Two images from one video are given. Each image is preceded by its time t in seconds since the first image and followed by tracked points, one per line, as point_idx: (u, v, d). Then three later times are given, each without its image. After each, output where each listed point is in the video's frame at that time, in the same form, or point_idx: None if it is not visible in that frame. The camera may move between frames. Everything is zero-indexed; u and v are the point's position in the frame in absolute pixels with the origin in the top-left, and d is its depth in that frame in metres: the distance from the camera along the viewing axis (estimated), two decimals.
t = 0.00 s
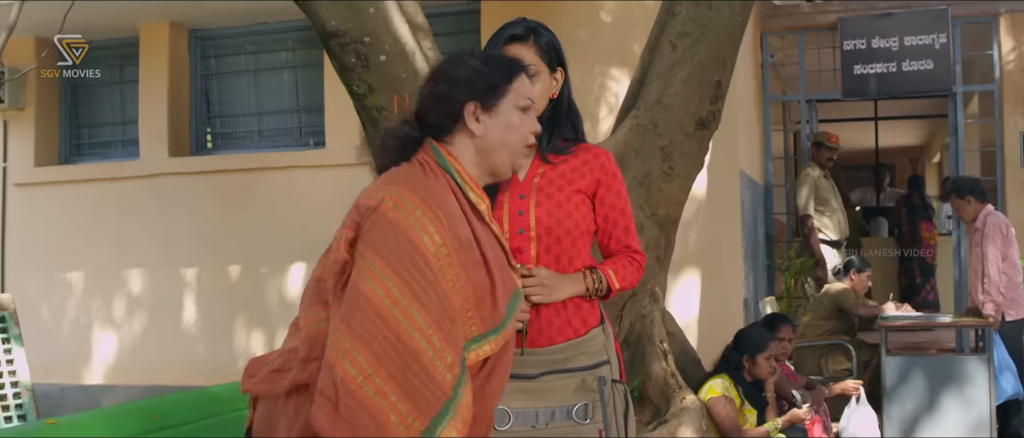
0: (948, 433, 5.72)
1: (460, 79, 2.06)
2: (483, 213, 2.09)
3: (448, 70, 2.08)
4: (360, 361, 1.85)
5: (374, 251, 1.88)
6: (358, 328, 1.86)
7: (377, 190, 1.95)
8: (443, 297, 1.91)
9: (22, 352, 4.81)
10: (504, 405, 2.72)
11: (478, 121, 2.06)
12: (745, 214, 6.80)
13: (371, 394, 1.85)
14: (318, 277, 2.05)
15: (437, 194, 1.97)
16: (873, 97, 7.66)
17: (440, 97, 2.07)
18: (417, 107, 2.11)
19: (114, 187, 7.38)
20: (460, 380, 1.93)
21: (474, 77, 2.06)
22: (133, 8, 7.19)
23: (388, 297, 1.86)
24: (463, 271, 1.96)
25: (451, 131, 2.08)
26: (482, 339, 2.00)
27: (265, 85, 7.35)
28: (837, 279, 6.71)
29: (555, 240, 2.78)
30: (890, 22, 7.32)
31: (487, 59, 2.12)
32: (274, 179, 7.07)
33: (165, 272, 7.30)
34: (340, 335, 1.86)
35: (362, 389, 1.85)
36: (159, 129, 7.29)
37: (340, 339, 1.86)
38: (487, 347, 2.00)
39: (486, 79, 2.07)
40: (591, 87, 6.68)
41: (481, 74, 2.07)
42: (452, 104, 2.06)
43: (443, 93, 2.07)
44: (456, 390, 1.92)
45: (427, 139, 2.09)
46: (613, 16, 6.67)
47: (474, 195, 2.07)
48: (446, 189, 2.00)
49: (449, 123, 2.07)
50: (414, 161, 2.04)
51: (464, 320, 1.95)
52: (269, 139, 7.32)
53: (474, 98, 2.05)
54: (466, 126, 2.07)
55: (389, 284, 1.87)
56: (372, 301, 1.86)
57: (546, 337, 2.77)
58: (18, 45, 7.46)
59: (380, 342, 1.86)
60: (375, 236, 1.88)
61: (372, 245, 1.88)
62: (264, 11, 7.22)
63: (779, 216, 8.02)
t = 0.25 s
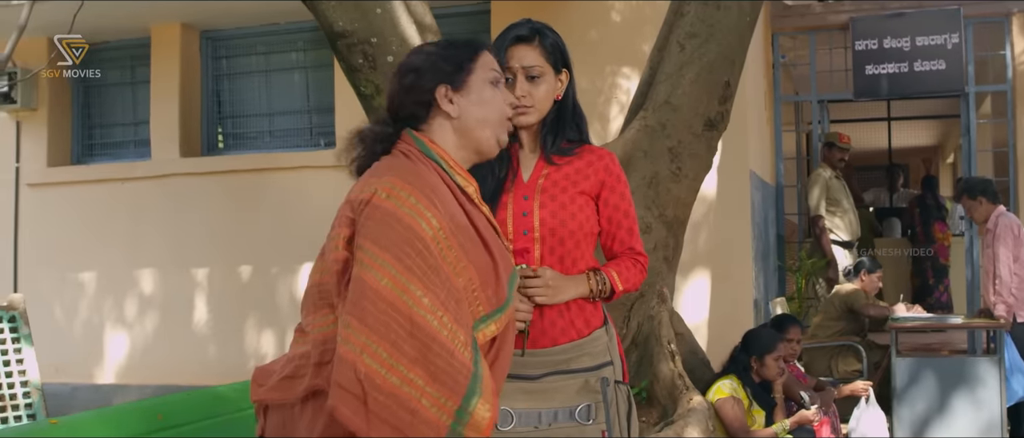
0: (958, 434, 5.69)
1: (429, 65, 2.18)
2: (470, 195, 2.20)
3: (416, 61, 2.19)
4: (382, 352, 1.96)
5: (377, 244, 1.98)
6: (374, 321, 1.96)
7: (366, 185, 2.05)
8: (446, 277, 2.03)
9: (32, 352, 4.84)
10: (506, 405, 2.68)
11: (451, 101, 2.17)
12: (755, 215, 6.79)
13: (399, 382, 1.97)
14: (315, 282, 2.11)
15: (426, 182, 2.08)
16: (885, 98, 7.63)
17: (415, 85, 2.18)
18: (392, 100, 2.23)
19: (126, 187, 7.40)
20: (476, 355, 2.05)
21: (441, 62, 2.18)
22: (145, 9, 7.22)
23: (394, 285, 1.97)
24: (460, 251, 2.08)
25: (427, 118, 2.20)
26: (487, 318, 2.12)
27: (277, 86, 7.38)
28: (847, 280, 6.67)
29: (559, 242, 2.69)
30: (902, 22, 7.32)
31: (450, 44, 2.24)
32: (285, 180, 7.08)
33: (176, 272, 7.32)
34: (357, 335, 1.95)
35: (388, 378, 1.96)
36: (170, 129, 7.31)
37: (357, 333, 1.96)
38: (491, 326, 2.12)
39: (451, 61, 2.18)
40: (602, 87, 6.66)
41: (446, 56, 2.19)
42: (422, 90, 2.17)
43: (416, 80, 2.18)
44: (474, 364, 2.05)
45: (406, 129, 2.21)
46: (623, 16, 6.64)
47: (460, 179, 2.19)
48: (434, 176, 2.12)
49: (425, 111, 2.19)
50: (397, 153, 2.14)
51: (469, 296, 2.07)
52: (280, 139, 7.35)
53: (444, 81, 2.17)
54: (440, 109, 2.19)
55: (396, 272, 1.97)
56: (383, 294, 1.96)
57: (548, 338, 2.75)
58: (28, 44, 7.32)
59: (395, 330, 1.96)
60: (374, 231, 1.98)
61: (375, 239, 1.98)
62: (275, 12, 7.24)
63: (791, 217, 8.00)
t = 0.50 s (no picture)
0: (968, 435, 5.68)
1: (396, 52, 2.03)
2: (448, 178, 2.06)
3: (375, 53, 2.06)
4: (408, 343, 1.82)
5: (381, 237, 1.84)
6: (393, 312, 1.82)
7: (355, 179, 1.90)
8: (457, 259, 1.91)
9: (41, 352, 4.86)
10: (509, 405, 2.60)
11: (418, 87, 2.02)
12: (766, 215, 6.80)
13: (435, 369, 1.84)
14: (313, 286, 1.95)
15: (411, 169, 1.95)
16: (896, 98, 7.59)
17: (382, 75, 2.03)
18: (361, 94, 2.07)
19: (138, 187, 7.44)
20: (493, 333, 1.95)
21: (409, 49, 2.04)
22: (155, 10, 7.23)
23: (409, 275, 1.83)
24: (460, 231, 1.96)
25: (394, 108, 2.05)
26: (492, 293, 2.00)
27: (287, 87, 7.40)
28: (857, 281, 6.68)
29: (561, 244, 2.63)
30: (913, 21, 7.30)
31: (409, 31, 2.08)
32: (295, 181, 7.09)
33: (187, 272, 7.35)
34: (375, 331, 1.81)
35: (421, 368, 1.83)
36: (181, 130, 7.34)
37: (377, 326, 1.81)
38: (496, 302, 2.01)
39: (420, 47, 2.04)
40: (612, 86, 6.63)
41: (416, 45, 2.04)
42: (387, 81, 2.03)
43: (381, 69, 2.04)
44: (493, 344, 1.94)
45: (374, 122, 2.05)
46: (633, 17, 6.62)
47: (435, 163, 2.04)
48: (416, 163, 1.98)
49: (392, 100, 2.04)
50: (371, 147, 2.00)
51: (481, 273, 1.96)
52: (291, 140, 7.36)
53: (408, 67, 2.02)
54: (407, 97, 2.03)
55: (409, 262, 1.84)
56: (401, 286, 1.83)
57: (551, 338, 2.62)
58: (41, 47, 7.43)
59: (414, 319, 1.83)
60: (374, 225, 1.85)
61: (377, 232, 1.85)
62: (285, 13, 7.25)
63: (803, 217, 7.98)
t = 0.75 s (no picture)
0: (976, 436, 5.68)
1: (383, 49, 2.03)
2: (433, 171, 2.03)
3: (374, 44, 2.05)
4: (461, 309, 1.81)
5: (400, 218, 1.83)
6: (433, 283, 1.80)
7: (357, 172, 1.88)
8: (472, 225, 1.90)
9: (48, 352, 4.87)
10: (508, 407, 2.55)
11: (407, 86, 2.02)
12: (774, 216, 6.79)
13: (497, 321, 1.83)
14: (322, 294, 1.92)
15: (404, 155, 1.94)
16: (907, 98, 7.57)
17: (369, 71, 2.03)
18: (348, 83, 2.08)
19: (147, 188, 7.46)
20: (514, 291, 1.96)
21: (401, 46, 2.02)
22: (165, 11, 7.26)
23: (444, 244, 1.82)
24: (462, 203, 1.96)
25: (379, 102, 2.03)
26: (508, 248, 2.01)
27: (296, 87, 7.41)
28: (868, 282, 6.65)
29: (560, 246, 2.58)
30: (923, 21, 7.27)
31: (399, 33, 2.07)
32: (303, 181, 7.09)
33: (197, 273, 7.37)
34: (416, 308, 1.80)
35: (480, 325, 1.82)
36: (190, 131, 7.36)
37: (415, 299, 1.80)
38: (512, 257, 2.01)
39: (412, 47, 2.03)
40: (619, 87, 6.63)
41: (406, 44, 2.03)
42: (377, 73, 2.02)
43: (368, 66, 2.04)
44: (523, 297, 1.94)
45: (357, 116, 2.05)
46: (641, 17, 6.61)
47: (418, 158, 2.00)
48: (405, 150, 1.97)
49: (377, 96, 2.03)
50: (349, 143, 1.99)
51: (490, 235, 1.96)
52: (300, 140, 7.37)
53: (398, 65, 2.02)
54: (392, 95, 2.03)
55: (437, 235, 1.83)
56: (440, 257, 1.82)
57: (551, 338, 2.59)
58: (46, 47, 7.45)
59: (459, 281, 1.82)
60: (388, 211, 1.84)
61: (393, 216, 1.84)
62: (294, 14, 7.27)
63: (813, 218, 7.95)
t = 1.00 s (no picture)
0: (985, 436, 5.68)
1: (367, 54, 1.99)
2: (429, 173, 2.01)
3: (354, 48, 2.01)
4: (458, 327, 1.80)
5: (403, 231, 1.82)
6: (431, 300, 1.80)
7: (360, 180, 1.86)
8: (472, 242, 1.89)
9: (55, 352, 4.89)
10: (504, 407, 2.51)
11: (397, 88, 1.99)
12: (784, 215, 6.78)
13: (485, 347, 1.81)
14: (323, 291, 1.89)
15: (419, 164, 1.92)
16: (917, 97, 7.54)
17: (355, 77, 1.99)
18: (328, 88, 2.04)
19: (157, 188, 7.49)
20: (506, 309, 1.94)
21: (378, 48, 1.99)
22: (175, 13, 7.28)
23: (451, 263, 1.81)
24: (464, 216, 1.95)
25: (370, 108, 2.00)
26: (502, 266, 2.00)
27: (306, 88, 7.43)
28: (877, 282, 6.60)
29: (558, 249, 2.54)
30: (934, 20, 7.24)
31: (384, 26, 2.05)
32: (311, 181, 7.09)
33: (206, 273, 7.38)
34: (417, 322, 1.79)
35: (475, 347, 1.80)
36: (200, 131, 7.38)
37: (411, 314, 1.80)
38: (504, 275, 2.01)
39: (395, 48, 2.00)
40: (627, 87, 6.62)
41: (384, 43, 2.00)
42: (364, 82, 1.99)
43: (353, 71, 2.00)
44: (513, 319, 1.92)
45: (351, 121, 2.01)
46: (649, 17, 6.60)
47: (419, 160, 1.97)
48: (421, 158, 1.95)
49: (368, 101, 2.00)
50: (349, 148, 1.95)
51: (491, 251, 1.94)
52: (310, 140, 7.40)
53: (389, 69, 1.99)
54: (384, 99, 2.00)
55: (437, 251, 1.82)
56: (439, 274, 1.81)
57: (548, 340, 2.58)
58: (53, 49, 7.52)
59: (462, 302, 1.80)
60: (399, 222, 1.82)
61: (396, 228, 1.82)
62: (303, 14, 7.28)
63: (823, 218, 7.91)
